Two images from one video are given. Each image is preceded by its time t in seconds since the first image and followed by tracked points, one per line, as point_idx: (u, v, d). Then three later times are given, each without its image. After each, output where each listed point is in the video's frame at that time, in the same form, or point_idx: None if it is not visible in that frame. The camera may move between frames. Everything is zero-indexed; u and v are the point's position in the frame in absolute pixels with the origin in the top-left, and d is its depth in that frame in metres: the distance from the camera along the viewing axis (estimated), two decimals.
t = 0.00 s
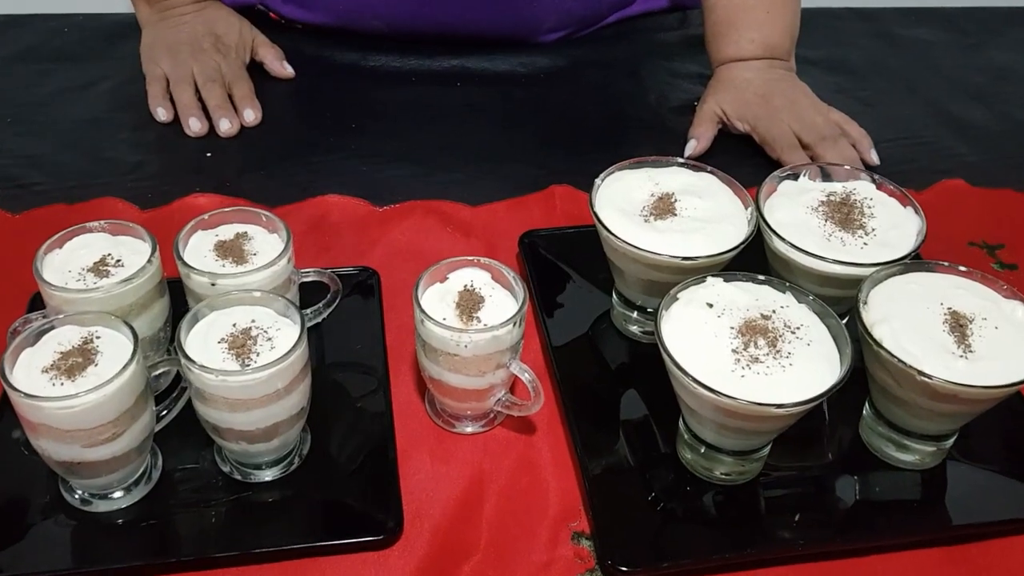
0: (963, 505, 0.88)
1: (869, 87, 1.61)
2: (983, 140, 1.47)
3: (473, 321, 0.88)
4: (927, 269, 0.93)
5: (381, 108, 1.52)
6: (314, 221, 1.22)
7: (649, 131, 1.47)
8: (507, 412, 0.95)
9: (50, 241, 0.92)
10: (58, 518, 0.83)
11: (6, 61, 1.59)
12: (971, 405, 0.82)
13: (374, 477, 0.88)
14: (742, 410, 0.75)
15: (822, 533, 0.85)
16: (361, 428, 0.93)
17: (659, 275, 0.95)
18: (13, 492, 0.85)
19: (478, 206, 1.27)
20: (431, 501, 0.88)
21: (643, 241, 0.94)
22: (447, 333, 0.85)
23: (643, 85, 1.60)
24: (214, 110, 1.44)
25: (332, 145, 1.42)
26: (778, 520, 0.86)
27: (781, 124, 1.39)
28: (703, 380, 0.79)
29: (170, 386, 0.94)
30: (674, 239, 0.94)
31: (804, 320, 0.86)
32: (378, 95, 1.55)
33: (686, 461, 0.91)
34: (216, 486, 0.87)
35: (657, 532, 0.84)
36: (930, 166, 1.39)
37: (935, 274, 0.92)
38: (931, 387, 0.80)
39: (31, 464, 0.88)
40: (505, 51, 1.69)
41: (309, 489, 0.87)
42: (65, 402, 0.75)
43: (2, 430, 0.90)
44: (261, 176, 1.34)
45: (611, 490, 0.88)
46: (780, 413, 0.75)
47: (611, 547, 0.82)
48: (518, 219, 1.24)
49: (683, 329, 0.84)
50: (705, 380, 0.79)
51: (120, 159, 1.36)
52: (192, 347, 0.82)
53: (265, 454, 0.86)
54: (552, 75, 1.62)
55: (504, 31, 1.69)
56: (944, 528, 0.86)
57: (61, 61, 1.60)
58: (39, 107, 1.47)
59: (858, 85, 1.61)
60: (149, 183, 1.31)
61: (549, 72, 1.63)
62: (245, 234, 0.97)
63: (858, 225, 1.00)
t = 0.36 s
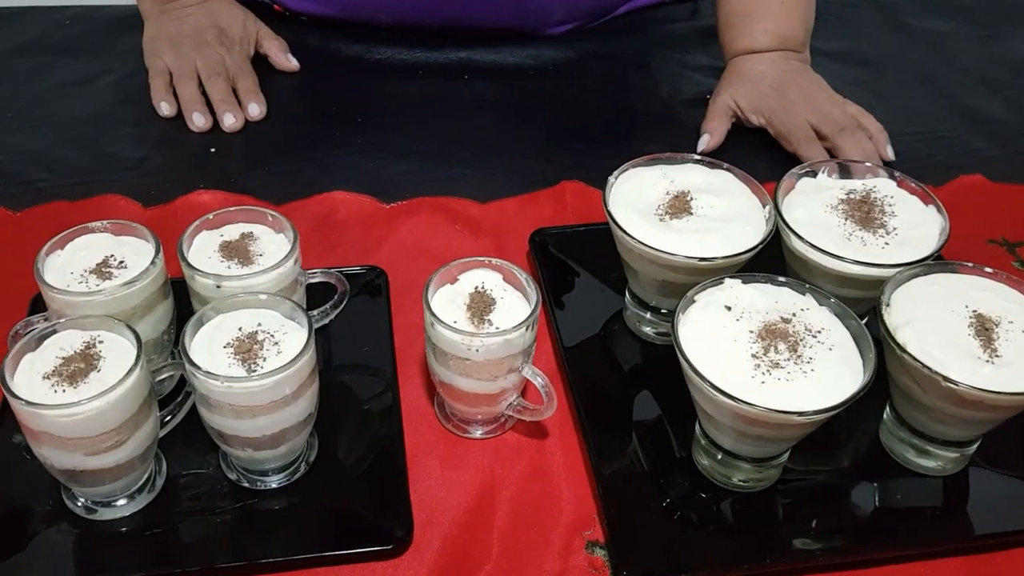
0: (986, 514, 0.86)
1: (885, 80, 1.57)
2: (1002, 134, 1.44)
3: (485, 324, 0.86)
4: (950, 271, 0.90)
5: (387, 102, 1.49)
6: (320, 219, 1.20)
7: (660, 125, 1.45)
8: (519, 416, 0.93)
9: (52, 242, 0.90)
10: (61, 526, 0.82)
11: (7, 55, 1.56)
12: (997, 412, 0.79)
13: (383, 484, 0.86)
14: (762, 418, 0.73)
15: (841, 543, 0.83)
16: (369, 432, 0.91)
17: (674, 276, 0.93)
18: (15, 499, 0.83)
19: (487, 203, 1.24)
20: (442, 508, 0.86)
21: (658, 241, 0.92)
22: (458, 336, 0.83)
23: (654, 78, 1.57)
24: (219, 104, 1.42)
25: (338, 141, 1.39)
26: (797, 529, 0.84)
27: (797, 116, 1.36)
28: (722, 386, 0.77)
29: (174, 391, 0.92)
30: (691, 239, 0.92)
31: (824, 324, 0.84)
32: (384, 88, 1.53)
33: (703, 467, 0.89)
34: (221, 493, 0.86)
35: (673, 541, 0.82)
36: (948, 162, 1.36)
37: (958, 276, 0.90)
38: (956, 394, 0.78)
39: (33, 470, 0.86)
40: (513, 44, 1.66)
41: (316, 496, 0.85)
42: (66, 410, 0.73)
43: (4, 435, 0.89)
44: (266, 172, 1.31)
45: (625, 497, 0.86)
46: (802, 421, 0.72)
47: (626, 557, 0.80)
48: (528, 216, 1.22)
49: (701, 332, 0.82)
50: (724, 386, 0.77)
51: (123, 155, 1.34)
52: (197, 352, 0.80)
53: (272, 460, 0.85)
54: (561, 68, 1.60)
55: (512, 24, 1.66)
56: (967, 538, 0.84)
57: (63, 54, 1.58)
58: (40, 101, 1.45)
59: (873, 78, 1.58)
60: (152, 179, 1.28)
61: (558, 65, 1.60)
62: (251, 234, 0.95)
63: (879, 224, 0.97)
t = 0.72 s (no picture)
0: (1002, 518, 0.85)
1: (895, 76, 1.56)
2: (1014, 131, 1.42)
3: (495, 324, 0.85)
4: (966, 270, 0.89)
5: (393, 98, 1.48)
6: (327, 216, 1.19)
7: (668, 122, 1.43)
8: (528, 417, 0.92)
9: (57, 241, 0.89)
10: (67, 528, 0.81)
11: (11, 50, 1.55)
12: (1014, 415, 0.78)
13: (391, 486, 0.85)
14: (777, 421, 0.72)
15: (854, 546, 0.82)
16: (377, 432, 0.91)
17: (686, 275, 0.92)
18: (21, 500, 0.83)
19: (494, 201, 1.23)
20: (451, 510, 0.85)
21: (669, 240, 0.91)
22: (468, 337, 0.82)
23: (662, 74, 1.55)
24: (224, 101, 1.40)
25: (344, 137, 1.38)
26: (810, 532, 0.83)
27: (808, 110, 1.35)
28: (736, 388, 0.76)
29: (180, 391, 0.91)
30: (703, 238, 0.91)
31: (839, 325, 0.83)
32: (390, 85, 1.52)
33: (715, 469, 0.88)
34: (228, 494, 0.85)
35: (686, 544, 0.81)
36: (960, 159, 1.35)
37: (975, 275, 0.89)
38: (973, 396, 0.77)
39: (38, 471, 0.86)
40: (520, 39, 1.65)
41: (324, 498, 0.85)
42: (73, 411, 0.72)
43: (9, 435, 0.88)
44: (271, 169, 1.30)
45: (637, 499, 0.85)
46: (817, 423, 0.71)
47: (638, 560, 0.79)
48: (537, 214, 1.21)
49: (713, 333, 0.81)
50: (738, 389, 0.76)
51: (128, 152, 1.33)
52: (204, 352, 0.79)
53: (280, 462, 0.84)
54: (569, 64, 1.58)
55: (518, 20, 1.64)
56: (982, 542, 0.83)
57: (67, 49, 1.57)
58: (44, 98, 1.44)
59: (884, 74, 1.57)
60: (157, 176, 1.28)
61: (565, 61, 1.59)
62: (257, 233, 0.94)
63: (892, 223, 0.96)
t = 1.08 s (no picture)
0: (1000, 522, 0.85)
1: (895, 75, 1.55)
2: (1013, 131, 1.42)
3: (491, 327, 0.85)
4: (964, 273, 0.89)
5: (390, 97, 1.48)
6: (324, 216, 1.18)
7: (667, 121, 1.43)
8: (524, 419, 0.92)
9: (52, 241, 0.88)
10: (62, 529, 0.81)
11: (8, 47, 1.55)
12: (1013, 419, 0.78)
13: (387, 488, 0.85)
14: (773, 424, 0.72)
15: (852, 550, 0.82)
16: (373, 434, 0.90)
17: (683, 277, 0.91)
18: (16, 501, 0.83)
19: (492, 200, 1.23)
20: (448, 513, 0.85)
21: (667, 241, 0.90)
22: (464, 339, 0.82)
23: (661, 73, 1.55)
24: (221, 98, 1.40)
25: (343, 136, 1.38)
26: (806, 534, 0.83)
27: (803, 118, 1.34)
28: (732, 392, 0.75)
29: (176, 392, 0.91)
30: (701, 240, 0.90)
31: (837, 328, 0.83)
32: (387, 83, 1.51)
33: (712, 472, 0.88)
34: (224, 496, 0.85)
35: (682, 548, 0.81)
36: (959, 159, 1.34)
37: (973, 278, 0.88)
38: (971, 400, 0.76)
39: (33, 472, 0.85)
40: (518, 37, 1.64)
41: (320, 500, 0.84)
42: (67, 414, 0.72)
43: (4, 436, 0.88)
44: (269, 168, 1.30)
45: (633, 500, 0.84)
46: (814, 427, 0.71)
47: (635, 564, 0.79)
48: (534, 214, 1.20)
49: (710, 336, 0.81)
50: (735, 392, 0.75)
51: (125, 150, 1.32)
52: (199, 354, 0.79)
53: (275, 463, 0.84)
54: (568, 62, 1.58)
55: (516, 18, 1.64)
56: (979, 546, 0.83)
57: (64, 46, 1.56)
58: (41, 95, 1.44)
59: (883, 73, 1.56)
60: (154, 175, 1.27)
61: (564, 60, 1.59)
62: (253, 233, 0.93)
63: (891, 225, 0.96)
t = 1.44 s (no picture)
0: (992, 519, 0.84)
1: (891, 70, 1.55)
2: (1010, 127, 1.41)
3: (481, 322, 0.84)
4: (957, 269, 0.88)
5: (384, 92, 1.47)
6: (316, 211, 1.18)
7: (662, 117, 1.42)
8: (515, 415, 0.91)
9: (40, 236, 0.88)
10: (50, 524, 0.81)
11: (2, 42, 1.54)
12: (1004, 416, 0.77)
13: (377, 485, 0.85)
14: (763, 421, 0.72)
15: (843, 547, 0.81)
16: (363, 430, 0.90)
17: (675, 272, 0.91)
18: (5, 496, 0.82)
19: (485, 196, 1.22)
20: (437, 509, 0.85)
21: (658, 236, 0.90)
22: (454, 335, 0.81)
23: (656, 68, 1.54)
24: (215, 94, 1.39)
25: (335, 131, 1.37)
26: (798, 531, 0.83)
27: (794, 120, 1.33)
28: (722, 388, 0.75)
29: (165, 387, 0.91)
30: (692, 236, 0.90)
31: (828, 324, 0.82)
32: (382, 78, 1.50)
33: (703, 468, 0.87)
34: (213, 492, 0.84)
35: (673, 545, 0.80)
36: (955, 155, 1.34)
37: (966, 274, 0.88)
38: (962, 396, 0.76)
39: (23, 467, 0.85)
40: (514, 31, 1.64)
41: (310, 496, 0.84)
42: (52, 409, 0.71)
43: None
44: (262, 163, 1.29)
45: (624, 497, 0.84)
46: (804, 424, 0.71)
47: (624, 560, 0.79)
48: (527, 210, 1.19)
49: (701, 331, 0.80)
50: (725, 389, 0.75)
51: (117, 145, 1.32)
52: (187, 350, 0.78)
53: (264, 459, 0.83)
54: (562, 58, 1.57)
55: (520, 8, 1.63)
56: (971, 543, 0.82)
57: (58, 41, 1.55)
58: (34, 90, 1.43)
59: (880, 68, 1.55)
60: (146, 170, 1.27)
61: (559, 55, 1.58)
62: (243, 228, 0.93)
63: (884, 220, 0.95)
